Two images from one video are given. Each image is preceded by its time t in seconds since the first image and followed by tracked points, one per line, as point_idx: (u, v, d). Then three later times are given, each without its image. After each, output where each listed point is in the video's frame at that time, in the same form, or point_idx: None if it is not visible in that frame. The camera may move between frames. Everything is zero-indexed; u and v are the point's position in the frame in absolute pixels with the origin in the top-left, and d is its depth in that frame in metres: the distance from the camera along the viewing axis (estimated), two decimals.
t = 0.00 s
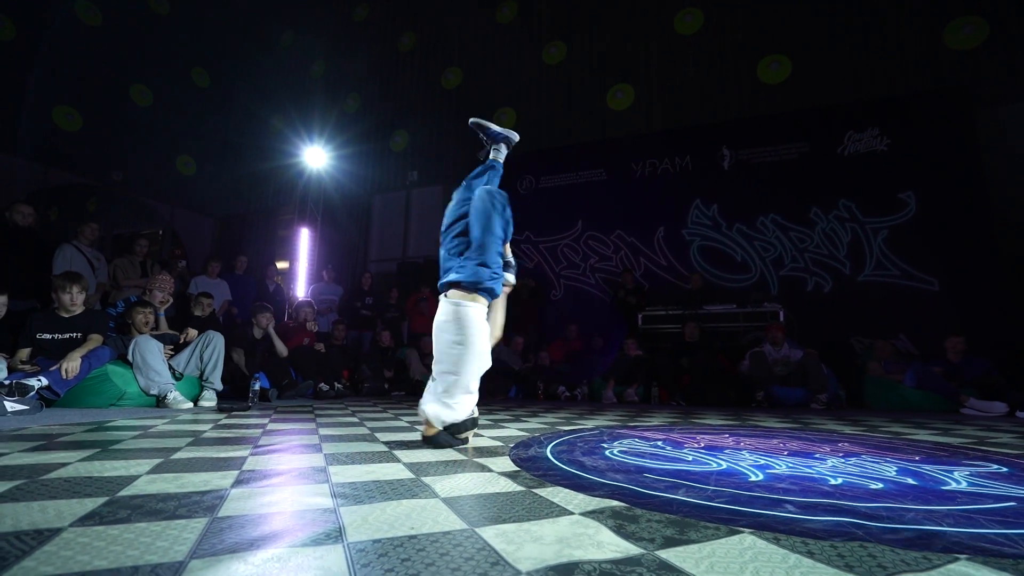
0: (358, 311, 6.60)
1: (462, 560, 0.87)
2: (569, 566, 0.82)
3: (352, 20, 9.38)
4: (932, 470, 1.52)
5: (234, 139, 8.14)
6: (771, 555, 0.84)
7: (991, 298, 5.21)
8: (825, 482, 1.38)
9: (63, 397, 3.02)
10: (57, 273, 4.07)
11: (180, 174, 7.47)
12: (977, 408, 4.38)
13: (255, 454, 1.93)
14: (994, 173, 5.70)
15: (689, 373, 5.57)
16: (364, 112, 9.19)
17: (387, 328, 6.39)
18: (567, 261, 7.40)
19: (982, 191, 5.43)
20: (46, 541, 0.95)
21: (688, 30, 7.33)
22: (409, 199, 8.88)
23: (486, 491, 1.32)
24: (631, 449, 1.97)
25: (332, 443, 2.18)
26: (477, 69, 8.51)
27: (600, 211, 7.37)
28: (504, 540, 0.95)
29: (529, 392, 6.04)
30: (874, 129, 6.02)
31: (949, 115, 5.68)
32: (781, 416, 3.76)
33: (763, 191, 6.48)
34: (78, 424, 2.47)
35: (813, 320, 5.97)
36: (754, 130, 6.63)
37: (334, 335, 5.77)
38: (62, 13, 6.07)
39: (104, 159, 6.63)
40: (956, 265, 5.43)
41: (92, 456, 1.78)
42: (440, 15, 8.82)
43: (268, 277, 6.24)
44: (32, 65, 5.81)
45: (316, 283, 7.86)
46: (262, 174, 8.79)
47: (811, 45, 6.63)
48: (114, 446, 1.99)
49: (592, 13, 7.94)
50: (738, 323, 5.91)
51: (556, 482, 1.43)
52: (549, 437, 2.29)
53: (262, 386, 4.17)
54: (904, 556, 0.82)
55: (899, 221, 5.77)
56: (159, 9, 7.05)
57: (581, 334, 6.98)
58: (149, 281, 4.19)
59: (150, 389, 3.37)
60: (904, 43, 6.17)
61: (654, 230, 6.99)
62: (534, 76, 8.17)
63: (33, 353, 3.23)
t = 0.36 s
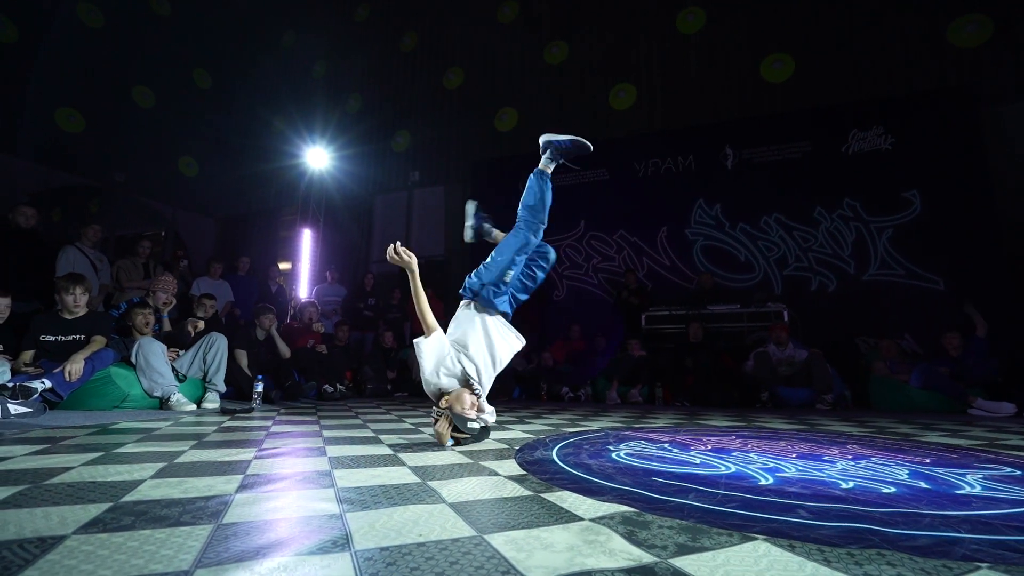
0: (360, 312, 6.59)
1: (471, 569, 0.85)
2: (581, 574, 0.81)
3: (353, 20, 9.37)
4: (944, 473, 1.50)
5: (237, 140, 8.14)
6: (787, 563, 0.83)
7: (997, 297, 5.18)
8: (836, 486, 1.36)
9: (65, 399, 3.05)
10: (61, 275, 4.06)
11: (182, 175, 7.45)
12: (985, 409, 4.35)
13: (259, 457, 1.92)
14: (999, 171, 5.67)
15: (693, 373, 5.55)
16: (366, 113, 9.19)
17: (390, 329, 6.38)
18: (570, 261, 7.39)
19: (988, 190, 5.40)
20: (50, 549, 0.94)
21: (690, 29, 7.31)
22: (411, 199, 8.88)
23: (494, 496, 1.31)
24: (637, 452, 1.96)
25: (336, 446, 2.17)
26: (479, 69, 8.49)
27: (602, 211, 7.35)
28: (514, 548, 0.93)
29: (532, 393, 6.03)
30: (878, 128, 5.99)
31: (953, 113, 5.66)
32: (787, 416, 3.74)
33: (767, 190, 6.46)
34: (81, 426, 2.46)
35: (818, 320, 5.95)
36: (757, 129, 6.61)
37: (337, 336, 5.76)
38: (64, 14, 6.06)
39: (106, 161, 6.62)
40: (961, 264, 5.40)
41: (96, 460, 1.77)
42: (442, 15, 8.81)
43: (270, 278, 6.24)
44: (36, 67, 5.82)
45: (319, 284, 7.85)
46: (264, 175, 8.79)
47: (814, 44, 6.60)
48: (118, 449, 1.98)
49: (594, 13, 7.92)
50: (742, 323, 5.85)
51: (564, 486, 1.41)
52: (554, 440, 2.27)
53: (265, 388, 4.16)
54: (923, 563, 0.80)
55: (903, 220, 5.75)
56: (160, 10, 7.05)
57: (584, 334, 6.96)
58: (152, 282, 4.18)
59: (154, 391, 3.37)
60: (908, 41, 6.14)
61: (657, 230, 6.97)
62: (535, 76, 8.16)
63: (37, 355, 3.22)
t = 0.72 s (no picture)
0: (362, 311, 6.61)
1: (471, 565, 0.86)
2: (581, 570, 0.81)
3: (354, 20, 9.38)
4: (947, 471, 1.50)
5: (238, 140, 8.16)
6: (787, 559, 0.83)
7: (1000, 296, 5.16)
8: (837, 483, 1.36)
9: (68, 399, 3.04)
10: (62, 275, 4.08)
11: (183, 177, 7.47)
12: (988, 407, 4.34)
13: (260, 456, 1.92)
14: (1001, 169, 5.65)
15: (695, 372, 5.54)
16: (367, 113, 9.22)
17: (391, 329, 6.39)
18: (571, 260, 7.39)
19: (990, 188, 5.39)
20: (52, 545, 0.95)
21: (691, 28, 7.30)
22: (412, 199, 8.88)
23: (494, 493, 1.31)
24: (638, 450, 1.95)
25: (338, 444, 2.18)
26: (480, 69, 8.48)
27: (603, 211, 7.35)
28: (514, 544, 0.93)
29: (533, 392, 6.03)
30: (880, 126, 5.98)
31: (956, 111, 5.63)
32: (788, 415, 3.73)
33: (768, 189, 6.45)
34: (83, 426, 2.47)
35: (819, 319, 5.94)
36: (758, 128, 6.60)
37: (339, 336, 5.77)
38: (65, 16, 6.08)
39: (108, 162, 6.64)
40: (964, 262, 5.38)
41: (97, 459, 1.77)
42: (442, 15, 8.82)
43: (272, 278, 6.25)
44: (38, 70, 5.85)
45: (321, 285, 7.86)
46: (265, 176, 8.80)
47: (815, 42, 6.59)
48: (119, 449, 1.98)
49: (594, 12, 7.92)
50: (744, 322, 5.83)
51: (565, 484, 1.41)
52: (556, 438, 2.27)
53: (267, 387, 4.17)
54: (923, 559, 0.80)
55: (905, 218, 5.73)
56: (162, 12, 7.07)
57: (586, 333, 6.96)
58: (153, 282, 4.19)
59: (156, 391, 3.38)
60: (910, 39, 6.12)
61: (658, 230, 6.96)
62: (536, 76, 8.16)
63: (39, 355, 3.23)
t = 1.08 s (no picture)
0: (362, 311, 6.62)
1: (467, 562, 0.86)
2: (576, 567, 0.81)
3: (354, 21, 9.41)
4: (945, 469, 1.50)
5: (238, 141, 8.18)
6: (783, 556, 0.83)
7: (1001, 295, 5.15)
8: (835, 481, 1.36)
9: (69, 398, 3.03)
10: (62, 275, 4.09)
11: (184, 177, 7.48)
12: (988, 405, 4.31)
13: (260, 454, 1.93)
14: (1003, 168, 5.63)
15: (695, 371, 5.54)
16: (368, 114, 9.25)
17: (391, 329, 6.40)
18: (571, 260, 7.38)
19: (991, 186, 5.38)
20: (50, 542, 0.95)
21: (691, 28, 7.30)
22: (412, 200, 8.91)
23: (492, 492, 1.31)
24: (637, 449, 1.95)
25: (337, 443, 2.18)
26: (479, 68, 8.49)
27: (603, 211, 7.35)
28: (511, 541, 0.93)
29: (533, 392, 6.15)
30: (880, 125, 5.97)
31: (956, 110, 5.63)
32: (788, 414, 3.72)
33: (768, 188, 6.45)
34: (83, 425, 2.47)
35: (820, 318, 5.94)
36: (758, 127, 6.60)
37: (339, 335, 5.77)
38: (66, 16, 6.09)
39: (109, 162, 6.65)
40: (965, 261, 5.37)
41: (97, 458, 1.77)
42: (441, 15, 8.84)
43: (273, 279, 6.27)
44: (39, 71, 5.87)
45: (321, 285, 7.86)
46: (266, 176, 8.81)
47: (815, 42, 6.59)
48: (119, 448, 1.98)
49: (594, 12, 7.93)
50: (744, 322, 5.83)
51: (563, 482, 1.41)
52: (555, 437, 2.27)
53: (267, 387, 4.18)
54: (919, 556, 0.80)
55: (906, 217, 5.72)
56: (163, 12, 7.10)
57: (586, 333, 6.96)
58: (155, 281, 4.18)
59: (157, 391, 3.39)
60: (911, 38, 6.12)
61: (658, 229, 6.96)
62: (536, 76, 8.16)
63: (40, 355, 3.24)
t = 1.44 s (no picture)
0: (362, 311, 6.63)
1: (461, 559, 0.86)
2: (569, 564, 0.81)
3: (354, 21, 9.41)
4: (941, 467, 1.50)
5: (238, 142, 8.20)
6: (775, 552, 0.83)
7: (1000, 294, 5.15)
8: (831, 479, 1.37)
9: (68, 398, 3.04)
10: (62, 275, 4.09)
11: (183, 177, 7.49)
12: (986, 405, 4.29)
13: (258, 453, 1.94)
14: (1002, 168, 5.63)
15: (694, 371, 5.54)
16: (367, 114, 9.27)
17: (390, 328, 6.40)
18: (570, 260, 7.39)
19: (990, 186, 5.37)
20: (46, 539, 0.96)
21: (691, 28, 7.29)
22: (412, 200, 8.87)
23: (488, 490, 1.31)
24: (634, 447, 1.96)
25: (335, 443, 2.18)
26: (479, 68, 8.49)
27: (603, 210, 7.36)
28: (505, 539, 0.94)
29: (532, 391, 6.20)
30: (879, 124, 5.96)
31: (955, 110, 5.62)
32: (788, 414, 3.72)
33: (767, 188, 6.45)
34: (82, 425, 2.47)
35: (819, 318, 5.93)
36: (757, 127, 6.60)
37: (338, 335, 5.78)
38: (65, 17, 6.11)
39: (109, 163, 6.66)
40: (964, 261, 5.37)
41: (95, 457, 1.78)
42: (441, 16, 8.85)
43: (273, 279, 6.27)
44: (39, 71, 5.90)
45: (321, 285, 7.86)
46: (265, 176, 8.80)
47: (814, 41, 6.59)
48: (118, 447, 1.99)
49: (593, 11, 7.93)
50: (742, 321, 5.88)
51: (559, 480, 1.42)
52: (553, 437, 2.27)
53: (266, 387, 4.18)
54: (911, 552, 0.80)
55: (905, 217, 5.72)
56: (163, 13, 7.13)
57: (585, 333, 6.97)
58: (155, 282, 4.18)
59: (155, 391, 3.40)
60: (910, 37, 6.12)
61: (657, 229, 6.96)
62: (535, 76, 8.15)
63: (39, 355, 3.24)
